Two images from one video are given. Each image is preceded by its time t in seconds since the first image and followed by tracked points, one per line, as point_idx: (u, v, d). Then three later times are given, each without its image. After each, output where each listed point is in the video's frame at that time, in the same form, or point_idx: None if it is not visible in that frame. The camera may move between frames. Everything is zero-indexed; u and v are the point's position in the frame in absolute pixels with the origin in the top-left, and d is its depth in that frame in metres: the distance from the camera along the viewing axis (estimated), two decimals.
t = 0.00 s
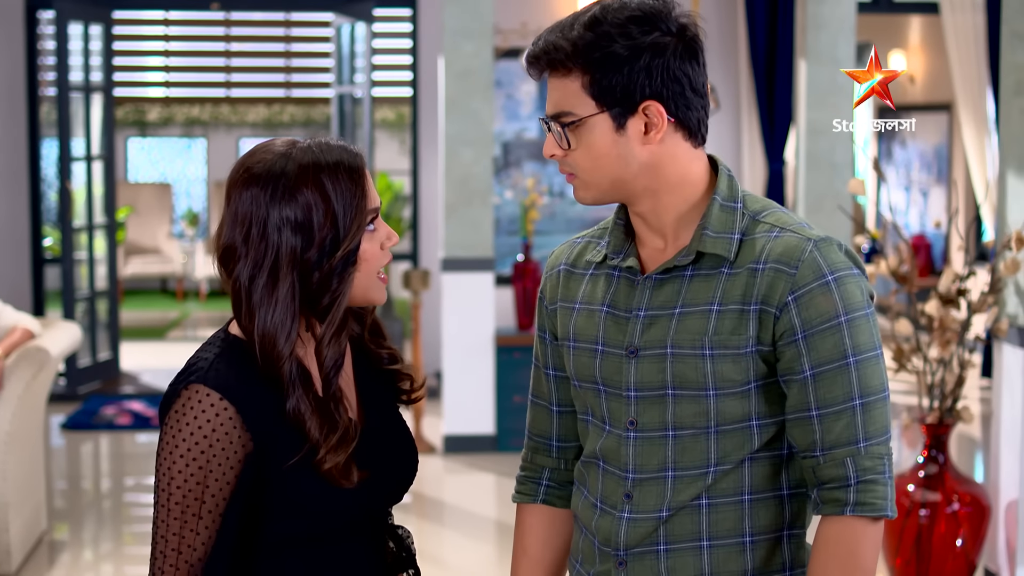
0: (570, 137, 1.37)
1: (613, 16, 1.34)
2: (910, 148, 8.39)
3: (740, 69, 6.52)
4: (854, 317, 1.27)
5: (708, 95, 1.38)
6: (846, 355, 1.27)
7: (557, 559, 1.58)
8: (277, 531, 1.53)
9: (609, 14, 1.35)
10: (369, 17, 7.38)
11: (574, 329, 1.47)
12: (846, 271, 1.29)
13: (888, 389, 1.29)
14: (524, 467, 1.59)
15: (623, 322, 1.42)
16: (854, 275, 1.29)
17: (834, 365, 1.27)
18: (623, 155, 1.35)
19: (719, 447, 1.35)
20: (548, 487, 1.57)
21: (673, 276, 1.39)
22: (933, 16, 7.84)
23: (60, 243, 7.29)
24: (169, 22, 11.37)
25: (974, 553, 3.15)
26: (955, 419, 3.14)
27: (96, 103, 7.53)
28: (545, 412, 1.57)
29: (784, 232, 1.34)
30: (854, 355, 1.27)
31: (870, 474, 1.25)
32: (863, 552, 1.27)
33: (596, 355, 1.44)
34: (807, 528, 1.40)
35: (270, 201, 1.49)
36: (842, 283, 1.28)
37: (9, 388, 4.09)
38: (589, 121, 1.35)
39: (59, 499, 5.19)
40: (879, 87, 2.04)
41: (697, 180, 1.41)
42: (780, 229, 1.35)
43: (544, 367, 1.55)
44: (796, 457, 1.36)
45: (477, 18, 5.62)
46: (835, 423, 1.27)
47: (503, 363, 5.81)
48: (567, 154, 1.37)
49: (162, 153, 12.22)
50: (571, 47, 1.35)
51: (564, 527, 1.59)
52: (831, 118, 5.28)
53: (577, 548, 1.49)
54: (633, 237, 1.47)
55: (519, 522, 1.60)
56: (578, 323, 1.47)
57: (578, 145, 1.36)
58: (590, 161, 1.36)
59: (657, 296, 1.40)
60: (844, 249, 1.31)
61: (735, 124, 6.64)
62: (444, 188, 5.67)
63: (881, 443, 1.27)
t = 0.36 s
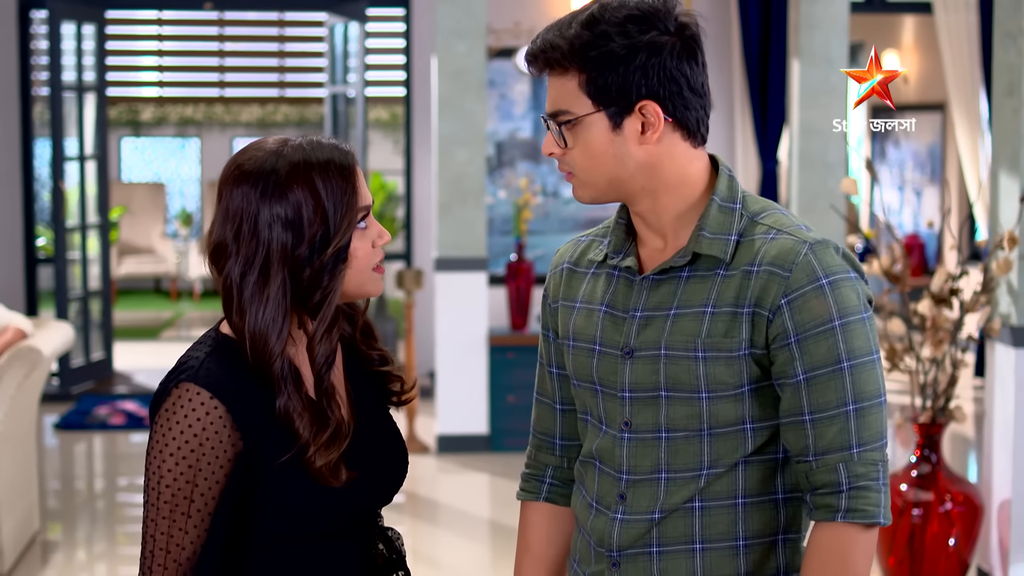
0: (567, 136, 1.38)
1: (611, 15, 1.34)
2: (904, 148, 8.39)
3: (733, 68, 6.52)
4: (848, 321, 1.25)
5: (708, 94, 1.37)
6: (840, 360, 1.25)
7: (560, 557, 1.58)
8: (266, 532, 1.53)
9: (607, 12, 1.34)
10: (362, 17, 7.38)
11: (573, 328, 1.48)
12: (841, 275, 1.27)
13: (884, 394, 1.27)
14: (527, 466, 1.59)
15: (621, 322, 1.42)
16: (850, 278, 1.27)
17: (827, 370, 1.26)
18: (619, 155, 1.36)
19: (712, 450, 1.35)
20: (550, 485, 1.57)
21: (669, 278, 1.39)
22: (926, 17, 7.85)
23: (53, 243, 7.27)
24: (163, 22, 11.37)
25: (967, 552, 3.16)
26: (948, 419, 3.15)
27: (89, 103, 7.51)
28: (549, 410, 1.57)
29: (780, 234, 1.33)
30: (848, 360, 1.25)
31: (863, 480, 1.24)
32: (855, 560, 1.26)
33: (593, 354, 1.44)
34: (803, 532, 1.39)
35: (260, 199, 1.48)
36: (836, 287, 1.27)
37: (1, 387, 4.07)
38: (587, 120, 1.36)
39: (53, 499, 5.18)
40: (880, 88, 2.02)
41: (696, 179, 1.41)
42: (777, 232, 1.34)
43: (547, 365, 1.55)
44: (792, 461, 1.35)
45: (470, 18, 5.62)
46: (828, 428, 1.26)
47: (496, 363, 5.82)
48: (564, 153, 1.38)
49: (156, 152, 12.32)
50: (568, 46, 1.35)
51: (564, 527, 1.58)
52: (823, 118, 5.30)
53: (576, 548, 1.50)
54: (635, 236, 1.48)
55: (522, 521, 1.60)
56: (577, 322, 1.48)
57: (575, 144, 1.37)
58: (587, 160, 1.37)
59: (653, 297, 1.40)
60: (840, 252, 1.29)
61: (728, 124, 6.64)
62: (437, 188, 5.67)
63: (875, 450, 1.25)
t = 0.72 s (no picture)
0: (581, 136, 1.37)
1: (626, 15, 1.34)
2: (906, 148, 8.40)
3: (734, 68, 6.52)
4: (859, 326, 1.26)
5: (722, 96, 1.37)
6: (850, 365, 1.26)
7: (574, 557, 1.58)
8: (260, 524, 1.52)
9: (622, 12, 1.34)
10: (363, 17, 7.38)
11: (586, 328, 1.48)
12: (852, 279, 1.27)
13: (895, 400, 1.27)
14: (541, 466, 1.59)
15: (632, 322, 1.42)
16: (862, 283, 1.28)
17: (837, 374, 1.26)
18: (632, 154, 1.35)
19: (721, 453, 1.35)
20: (564, 485, 1.57)
21: (681, 279, 1.39)
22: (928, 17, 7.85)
23: (55, 243, 7.28)
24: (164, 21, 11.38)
25: (968, 553, 3.16)
26: (949, 419, 3.15)
27: (91, 103, 7.52)
28: (562, 410, 1.57)
29: (792, 238, 1.33)
30: (859, 365, 1.26)
31: (872, 486, 1.24)
32: (861, 567, 1.26)
33: (604, 355, 1.44)
34: (812, 537, 1.39)
35: (232, 197, 1.51)
36: (847, 291, 1.27)
37: (3, 388, 4.07)
38: (600, 119, 1.35)
39: (54, 499, 5.18)
40: (880, 88, 2.02)
41: (709, 181, 1.40)
42: (789, 235, 1.34)
43: (562, 365, 1.55)
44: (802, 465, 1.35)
45: (471, 18, 5.62)
46: (837, 432, 1.26)
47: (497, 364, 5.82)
48: (577, 152, 1.37)
49: (157, 152, 12.37)
50: (581, 45, 1.35)
51: (577, 528, 1.59)
52: (823, 117, 5.30)
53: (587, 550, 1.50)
54: (649, 237, 1.48)
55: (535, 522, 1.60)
56: (590, 322, 1.47)
57: (588, 143, 1.37)
58: (600, 160, 1.37)
59: (664, 298, 1.40)
60: (852, 257, 1.29)
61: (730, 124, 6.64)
62: (439, 187, 5.66)
63: (884, 456, 1.25)
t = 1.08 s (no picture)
0: (610, 131, 1.36)
1: (660, 10, 1.35)
2: (906, 149, 8.41)
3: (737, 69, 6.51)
4: (871, 328, 1.25)
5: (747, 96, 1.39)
6: (862, 367, 1.25)
7: (586, 557, 1.58)
8: (256, 525, 1.52)
9: (656, 7, 1.35)
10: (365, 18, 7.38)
11: (598, 329, 1.48)
12: (866, 281, 1.27)
13: (908, 403, 1.27)
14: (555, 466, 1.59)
15: (645, 323, 1.42)
16: (875, 285, 1.27)
17: (849, 377, 1.26)
18: (665, 151, 1.35)
19: (733, 455, 1.35)
20: (577, 486, 1.57)
21: (694, 280, 1.40)
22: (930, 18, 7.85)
23: (56, 244, 7.28)
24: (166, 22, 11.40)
25: (970, 554, 3.16)
26: (951, 420, 3.16)
27: (92, 104, 7.53)
28: (575, 411, 1.57)
29: (806, 238, 1.33)
30: (872, 367, 1.25)
31: (884, 490, 1.24)
32: (872, 570, 1.25)
33: (617, 356, 1.44)
34: (825, 540, 1.39)
35: (268, 201, 1.49)
36: (860, 293, 1.26)
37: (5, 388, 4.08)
38: (634, 114, 1.35)
39: (56, 500, 5.18)
40: (880, 88, 2.03)
41: (725, 183, 1.40)
42: (802, 236, 1.34)
43: (576, 365, 1.55)
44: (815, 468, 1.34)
45: (472, 18, 5.62)
46: (849, 435, 1.26)
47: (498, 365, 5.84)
48: (606, 148, 1.36)
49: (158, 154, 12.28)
50: (620, 38, 1.34)
51: (591, 529, 1.59)
52: (825, 118, 5.31)
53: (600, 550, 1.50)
54: (663, 239, 1.48)
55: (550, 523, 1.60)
56: (603, 323, 1.48)
57: (619, 139, 1.35)
58: (631, 157, 1.35)
59: (677, 300, 1.40)
60: (865, 258, 1.29)
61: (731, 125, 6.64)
62: (440, 188, 5.67)
63: (897, 459, 1.25)
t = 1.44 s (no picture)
0: (704, 112, 1.30)
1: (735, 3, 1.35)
2: (894, 149, 8.43)
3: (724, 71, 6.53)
4: (881, 325, 1.27)
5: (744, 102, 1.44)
6: (871, 363, 1.27)
7: (565, 553, 1.56)
8: (259, 526, 1.52)
9: None
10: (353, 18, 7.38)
11: (593, 325, 1.46)
12: (876, 278, 1.29)
13: (912, 399, 1.29)
14: (534, 463, 1.58)
15: (646, 319, 1.41)
16: (884, 282, 1.29)
17: (858, 373, 1.27)
18: (733, 141, 1.33)
19: (740, 450, 1.35)
20: (558, 482, 1.56)
21: (699, 275, 1.39)
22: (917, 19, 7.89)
23: (44, 244, 7.26)
24: (153, 22, 11.38)
25: (958, 553, 3.17)
26: (939, 419, 3.18)
27: (80, 104, 7.50)
28: (557, 407, 1.55)
29: (813, 236, 1.34)
30: (880, 364, 1.27)
31: (890, 484, 1.26)
32: (877, 564, 1.27)
33: (616, 352, 1.43)
34: (824, 535, 1.40)
35: (273, 201, 1.50)
36: (871, 290, 1.28)
37: None
38: (725, 99, 1.31)
39: (44, 500, 5.17)
40: (880, 87, 2.03)
41: (735, 183, 1.40)
42: (810, 233, 1.35)
43: (558, 361, 1.54)
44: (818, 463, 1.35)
45: (461, 19, 5.62)
46: (856, 430, 1.28)
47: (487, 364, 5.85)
48: (698, 127, 1.29)
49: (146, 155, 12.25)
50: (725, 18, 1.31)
51: (573, 522, 1.57)
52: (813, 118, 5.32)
53: (592, 548, 1.49)
54: (658, 234, 1.46)
55: (528, 518, 1.59)
56: (597, 319, 1.46)
57: (713, 121, 1.30)
58: (716, 141, 1.31)
59: (682, 295, 1.39)
60: (875, 255, 1.31)
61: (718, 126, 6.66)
62: (429, 188, 5.67)
63: (902, 454, 1.27)
